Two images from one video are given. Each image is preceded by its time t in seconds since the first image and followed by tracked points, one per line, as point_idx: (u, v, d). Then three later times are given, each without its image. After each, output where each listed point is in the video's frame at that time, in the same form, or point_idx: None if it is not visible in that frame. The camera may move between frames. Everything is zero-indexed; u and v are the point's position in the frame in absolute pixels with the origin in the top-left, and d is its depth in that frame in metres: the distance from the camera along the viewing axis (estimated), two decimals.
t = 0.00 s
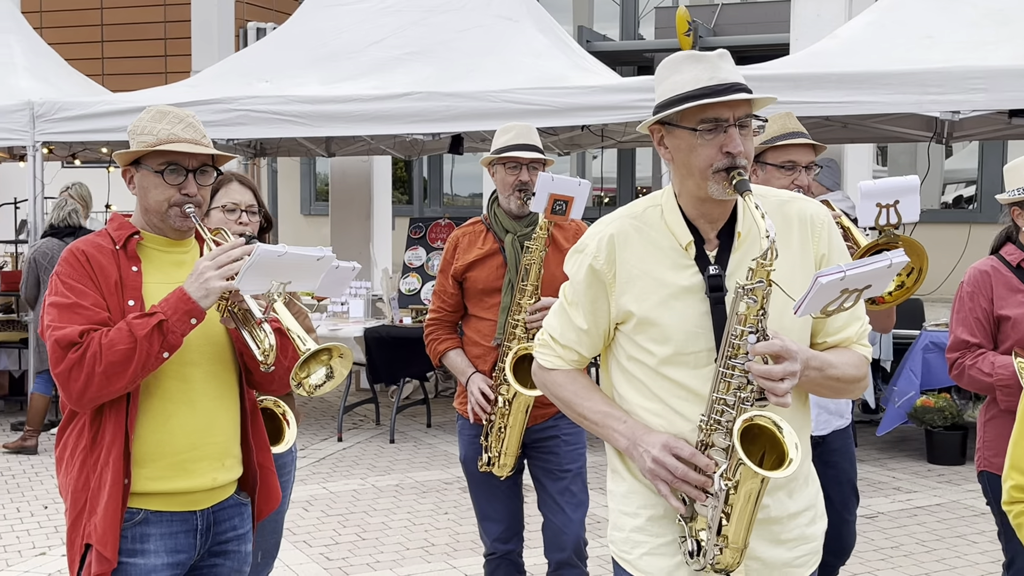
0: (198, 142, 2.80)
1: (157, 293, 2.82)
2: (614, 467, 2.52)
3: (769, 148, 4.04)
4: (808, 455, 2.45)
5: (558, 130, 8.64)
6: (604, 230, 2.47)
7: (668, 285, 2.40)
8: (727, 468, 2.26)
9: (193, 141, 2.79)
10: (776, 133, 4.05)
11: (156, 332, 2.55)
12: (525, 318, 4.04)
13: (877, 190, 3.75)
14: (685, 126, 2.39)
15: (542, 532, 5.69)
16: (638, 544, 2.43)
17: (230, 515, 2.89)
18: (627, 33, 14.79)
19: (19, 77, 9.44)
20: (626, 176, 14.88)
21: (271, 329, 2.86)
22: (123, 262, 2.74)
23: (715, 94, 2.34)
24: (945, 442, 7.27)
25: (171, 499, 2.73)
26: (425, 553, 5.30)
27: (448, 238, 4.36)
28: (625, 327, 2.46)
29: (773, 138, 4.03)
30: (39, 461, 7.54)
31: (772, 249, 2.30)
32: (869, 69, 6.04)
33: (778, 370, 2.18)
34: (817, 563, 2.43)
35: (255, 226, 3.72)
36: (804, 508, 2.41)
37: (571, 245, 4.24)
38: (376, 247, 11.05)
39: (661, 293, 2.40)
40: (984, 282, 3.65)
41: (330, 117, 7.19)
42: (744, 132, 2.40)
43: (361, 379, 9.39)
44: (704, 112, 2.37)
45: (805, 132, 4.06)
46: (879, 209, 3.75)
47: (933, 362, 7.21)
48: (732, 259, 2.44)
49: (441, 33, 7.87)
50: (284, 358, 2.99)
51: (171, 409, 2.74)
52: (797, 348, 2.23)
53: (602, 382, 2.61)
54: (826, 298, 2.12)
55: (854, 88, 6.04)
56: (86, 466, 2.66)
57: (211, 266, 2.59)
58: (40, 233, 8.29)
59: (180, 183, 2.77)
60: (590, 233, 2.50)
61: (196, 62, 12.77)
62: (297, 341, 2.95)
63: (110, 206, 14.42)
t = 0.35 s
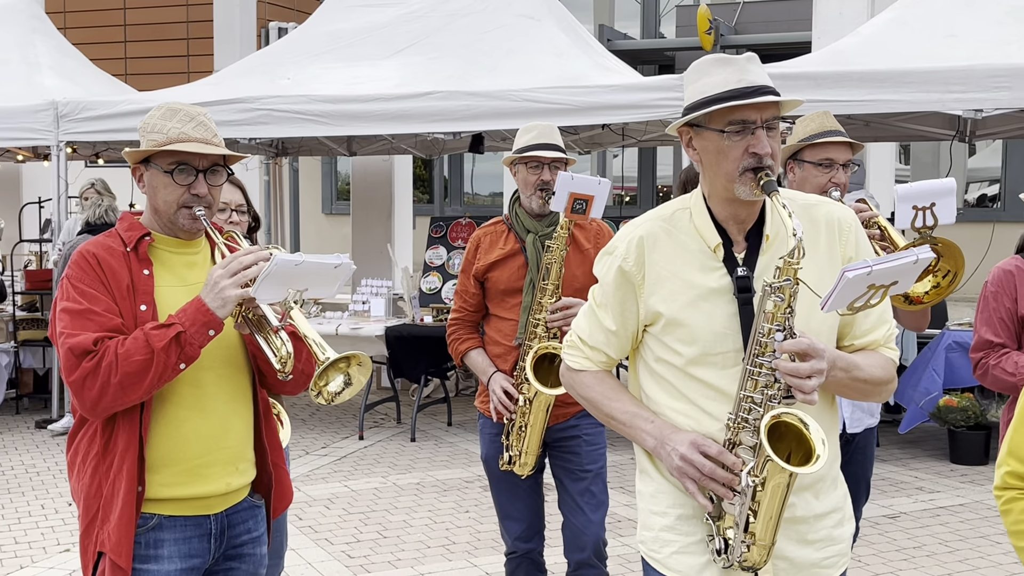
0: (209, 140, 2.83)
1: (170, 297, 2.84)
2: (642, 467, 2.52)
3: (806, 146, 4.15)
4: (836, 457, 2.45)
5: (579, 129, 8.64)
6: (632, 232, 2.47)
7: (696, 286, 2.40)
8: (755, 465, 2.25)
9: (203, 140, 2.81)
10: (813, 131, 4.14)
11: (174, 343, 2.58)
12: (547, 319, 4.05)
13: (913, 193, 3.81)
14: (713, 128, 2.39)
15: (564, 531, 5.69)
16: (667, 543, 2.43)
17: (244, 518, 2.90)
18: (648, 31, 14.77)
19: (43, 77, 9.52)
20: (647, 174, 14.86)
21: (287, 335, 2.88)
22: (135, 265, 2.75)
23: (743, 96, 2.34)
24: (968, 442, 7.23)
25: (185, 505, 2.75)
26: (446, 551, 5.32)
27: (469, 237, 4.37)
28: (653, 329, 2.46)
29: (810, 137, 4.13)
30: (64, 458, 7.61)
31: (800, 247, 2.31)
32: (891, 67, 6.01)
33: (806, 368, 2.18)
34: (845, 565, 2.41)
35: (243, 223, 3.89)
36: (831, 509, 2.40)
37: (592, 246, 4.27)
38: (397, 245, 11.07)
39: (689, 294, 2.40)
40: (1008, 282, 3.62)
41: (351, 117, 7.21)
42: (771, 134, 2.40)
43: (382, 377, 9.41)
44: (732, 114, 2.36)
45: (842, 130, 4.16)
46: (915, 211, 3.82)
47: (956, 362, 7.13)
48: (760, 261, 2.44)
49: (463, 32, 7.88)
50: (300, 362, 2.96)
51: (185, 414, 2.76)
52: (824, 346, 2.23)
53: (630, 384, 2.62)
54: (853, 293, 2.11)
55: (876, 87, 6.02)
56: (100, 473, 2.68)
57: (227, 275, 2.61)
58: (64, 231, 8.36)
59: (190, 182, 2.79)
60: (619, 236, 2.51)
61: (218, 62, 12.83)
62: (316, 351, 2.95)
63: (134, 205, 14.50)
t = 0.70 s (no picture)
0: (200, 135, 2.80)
1: (164, 300, 2.83)
2: (659, 468, 2.52)
3: (833, 145, 4.19)
4: (853, 459, 2.44)
5: (594, 128, 8.64)
6: (651, 232, 2.48)
7: (714, 287, 2.40)
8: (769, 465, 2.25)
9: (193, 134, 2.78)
10: (841, 130, 4.21)
11: (176, 358, 2.55)
12: (564, 319, 4.05)
13: (941, 196, 3.84)
14: (732, 130, 2.39)
15: (578, 530, 5.70)
16: (684, 544, 2.43)
17: (245, 520, 2.90)
18: (662, 30, 14.76)
19: (60, 77, 9.56)
20: (661, 173, 14.86)
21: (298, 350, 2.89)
22: (126, 268, 2.73)
23: (761, 98, 2.34)
24: (984, 442, 7.20)
25: (185, 511, 2.75)
26: (460, 550, 5.32)
27: (486, 236, 4.37)
28: (672, 329, 2.46)
29: (837, 137, 4.17)
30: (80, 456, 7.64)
31: (817, 246, 2.31)
32: (906, 65, 5.99)
33: (822, 368, 2.18)
34: (864, 567, 2.41)
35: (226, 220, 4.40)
36: (849, 511, 2.40)
37: (609, 246, 4.26)
38: (411, 244, 11.09)
39: (708, 294, 2.40)
40: None
41: (365, 116, 7.22)
42: (789, 136, 2.40)
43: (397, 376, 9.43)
44: (750, 116, 2.37)
45: (869, 130, 4.20)
46: (942, 214, 3.85)
47: (973, 362, 7.12)
48: (779, 262, 2.44)
49: (477, 31, 7.88)
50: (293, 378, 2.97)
51: (184, 423, 2.77)
52: (841, 347, 2.23)
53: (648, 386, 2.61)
54: (867, 293, 2.11)
55: (891, 85, 6.00)
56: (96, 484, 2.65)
57: (232, 292, 2.60)
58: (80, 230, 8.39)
59: (184, 178, 2.76)
60: (638, 236, 2.51)
61: (233, 62, 12.88)
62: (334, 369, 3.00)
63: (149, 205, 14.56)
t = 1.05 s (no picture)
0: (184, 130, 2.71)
1: (154, 306, 2.73)
2: (666, 459, 2.53)
3: (846, 145, 4.19)
4: (858, 451, 2.44)
5: (600, 127, 8.65)
6: (658, 226, 2.48)
7: (721, 281, 2.40)
8: (775, 461, 2.26)
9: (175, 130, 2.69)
10: (854, 131, 4.20)
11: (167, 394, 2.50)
12: (575, 316, 4.05)
13: (950, 194, 3.89)
14: (740, 124, 2.39)
15: (585, 528, 5.70)
16: (690, 536, 2.43)
17: (234, 521, 2.88)
18: (669, 30, 14.77)
19: (68, 76, 9.59)
20: (668, 172, 14.87)
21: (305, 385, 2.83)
22: (115, 276, 2.64)
23: (771, 92, 2.34)
24: (992, 442, 7.17)
25: (174, 519, 2.73)
26: (467, 548, 5.32)
27: (496, 233, 4.38)
28: (679, 322, 2.46)
29: (851, 137, 4.17)
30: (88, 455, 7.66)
31: (825, 245, 2.31)
32: (914, 64, 5.99)
33: (829, 366, 2.18)
34: (869, 559, 2.41)
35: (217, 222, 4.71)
36: (854, 503, 2.40)
37: (618, 241, 4.26)
38: (418, 243, 11.11)
39: (715, 288, 2.40)
40: None
41: (372, 115, 7.23)
42: (798, 130, 2.40)
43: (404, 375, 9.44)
44: (759, 111, 2.37)
45: (882, 131, 4.20)
46: (950, 212, 3.91)
47: (979, 360, 7.09)
48: (786, 256, 2.43)
49: (484, 30, 7.89)
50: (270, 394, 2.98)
51: (176, 435, 2.73)
52: (848, 344, 2.23)
53: (655, 377, 2.62)
54: (876, 295, 2.11)
55: (899, 84, 5.99)
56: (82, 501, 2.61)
57: (235, 339, 2.55)
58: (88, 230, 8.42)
59: (183, 178, 2.69)
60: (645, 229, 2.51)
61: (240, 61, 12.91)
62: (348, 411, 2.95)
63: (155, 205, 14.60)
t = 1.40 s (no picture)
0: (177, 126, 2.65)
1: (155, 313, 2.69)
2: (664, 459, 2.53)
3: (840, 142, 4.20)
4: (852, 447, 2.45)
5: (596, 125, 8.66)
6: (650, 228, 2.48)
7: (713, 281, 2.41)
8: (771, 458, 2.27)
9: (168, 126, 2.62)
10: (847, 127, 4.22)
11: (110, 495, 2.38)
12: (572, 312, 4.05)
13: (937, 181, 3.97)
14: (729, 125, 2.40)
15: (582, 526, 5.70)
16: (688, 533, 2.43)
17: (237, 523, 2.90)
18: (665, 28, 14.77)
19: (63, 75, 9.58)
20: (664, 171, 14.87)
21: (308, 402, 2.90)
22: (114, 284, 2.53)
23: (759, 93, 2.34)
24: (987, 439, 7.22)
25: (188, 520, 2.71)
26: (464, 546, 5.33)
27: (494, 232, 4.38)
28: (673, 323, 2.47)
29: (844, 134, 4.19)
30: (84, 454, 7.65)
31: (814, 241, 2.31)
32: (909, 62, 5.99)
33: (822, 361, 2.19)
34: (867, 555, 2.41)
35: (238, 218, 3.87)
36: (850, 500, 2.41)
37: (616, 239, 4.26)
38: (415, 242, 11.10)
39: (707, 288, 2.41)
40: None
41: (369, 114, 7.23)
42: (788, 130, 2.40)
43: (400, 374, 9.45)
44: (749, 111, 2.37)
45: (875, 128, 4.21)
46: (938, 198, 3.98)
47: (976, 358, 7.10)
48: (777, 254, 2.44)
49: (480, 28, 7.89)
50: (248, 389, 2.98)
51: (178, 436, 2.68)
52: (839, 339, 2.23)
53: (651, 379, 2.62)
54: (864, 290, 2.13)
55: (894, 82, 6.00)
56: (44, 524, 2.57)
57: (184, 505, 2.41)
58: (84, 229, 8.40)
59: (184, 172, 2.65)
60: (637, 231, 2.52)
61: (236, 60, 12.90)
62: (349, 430, 2.95)
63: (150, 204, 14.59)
